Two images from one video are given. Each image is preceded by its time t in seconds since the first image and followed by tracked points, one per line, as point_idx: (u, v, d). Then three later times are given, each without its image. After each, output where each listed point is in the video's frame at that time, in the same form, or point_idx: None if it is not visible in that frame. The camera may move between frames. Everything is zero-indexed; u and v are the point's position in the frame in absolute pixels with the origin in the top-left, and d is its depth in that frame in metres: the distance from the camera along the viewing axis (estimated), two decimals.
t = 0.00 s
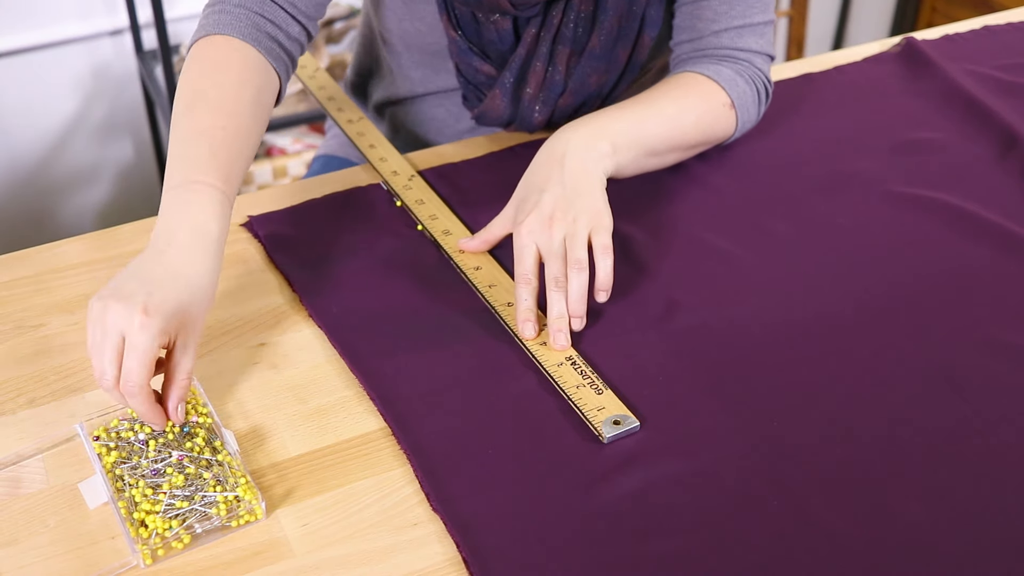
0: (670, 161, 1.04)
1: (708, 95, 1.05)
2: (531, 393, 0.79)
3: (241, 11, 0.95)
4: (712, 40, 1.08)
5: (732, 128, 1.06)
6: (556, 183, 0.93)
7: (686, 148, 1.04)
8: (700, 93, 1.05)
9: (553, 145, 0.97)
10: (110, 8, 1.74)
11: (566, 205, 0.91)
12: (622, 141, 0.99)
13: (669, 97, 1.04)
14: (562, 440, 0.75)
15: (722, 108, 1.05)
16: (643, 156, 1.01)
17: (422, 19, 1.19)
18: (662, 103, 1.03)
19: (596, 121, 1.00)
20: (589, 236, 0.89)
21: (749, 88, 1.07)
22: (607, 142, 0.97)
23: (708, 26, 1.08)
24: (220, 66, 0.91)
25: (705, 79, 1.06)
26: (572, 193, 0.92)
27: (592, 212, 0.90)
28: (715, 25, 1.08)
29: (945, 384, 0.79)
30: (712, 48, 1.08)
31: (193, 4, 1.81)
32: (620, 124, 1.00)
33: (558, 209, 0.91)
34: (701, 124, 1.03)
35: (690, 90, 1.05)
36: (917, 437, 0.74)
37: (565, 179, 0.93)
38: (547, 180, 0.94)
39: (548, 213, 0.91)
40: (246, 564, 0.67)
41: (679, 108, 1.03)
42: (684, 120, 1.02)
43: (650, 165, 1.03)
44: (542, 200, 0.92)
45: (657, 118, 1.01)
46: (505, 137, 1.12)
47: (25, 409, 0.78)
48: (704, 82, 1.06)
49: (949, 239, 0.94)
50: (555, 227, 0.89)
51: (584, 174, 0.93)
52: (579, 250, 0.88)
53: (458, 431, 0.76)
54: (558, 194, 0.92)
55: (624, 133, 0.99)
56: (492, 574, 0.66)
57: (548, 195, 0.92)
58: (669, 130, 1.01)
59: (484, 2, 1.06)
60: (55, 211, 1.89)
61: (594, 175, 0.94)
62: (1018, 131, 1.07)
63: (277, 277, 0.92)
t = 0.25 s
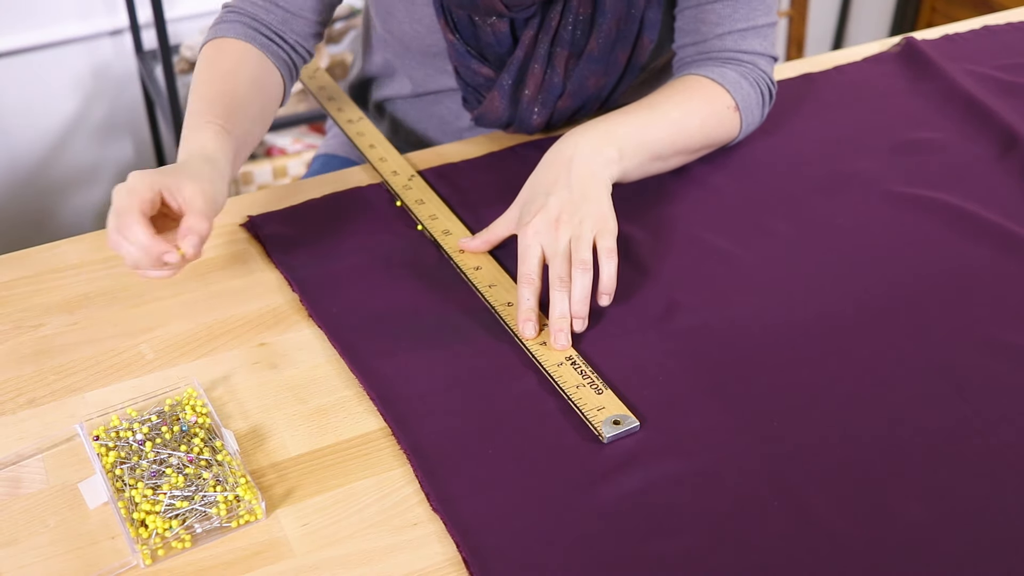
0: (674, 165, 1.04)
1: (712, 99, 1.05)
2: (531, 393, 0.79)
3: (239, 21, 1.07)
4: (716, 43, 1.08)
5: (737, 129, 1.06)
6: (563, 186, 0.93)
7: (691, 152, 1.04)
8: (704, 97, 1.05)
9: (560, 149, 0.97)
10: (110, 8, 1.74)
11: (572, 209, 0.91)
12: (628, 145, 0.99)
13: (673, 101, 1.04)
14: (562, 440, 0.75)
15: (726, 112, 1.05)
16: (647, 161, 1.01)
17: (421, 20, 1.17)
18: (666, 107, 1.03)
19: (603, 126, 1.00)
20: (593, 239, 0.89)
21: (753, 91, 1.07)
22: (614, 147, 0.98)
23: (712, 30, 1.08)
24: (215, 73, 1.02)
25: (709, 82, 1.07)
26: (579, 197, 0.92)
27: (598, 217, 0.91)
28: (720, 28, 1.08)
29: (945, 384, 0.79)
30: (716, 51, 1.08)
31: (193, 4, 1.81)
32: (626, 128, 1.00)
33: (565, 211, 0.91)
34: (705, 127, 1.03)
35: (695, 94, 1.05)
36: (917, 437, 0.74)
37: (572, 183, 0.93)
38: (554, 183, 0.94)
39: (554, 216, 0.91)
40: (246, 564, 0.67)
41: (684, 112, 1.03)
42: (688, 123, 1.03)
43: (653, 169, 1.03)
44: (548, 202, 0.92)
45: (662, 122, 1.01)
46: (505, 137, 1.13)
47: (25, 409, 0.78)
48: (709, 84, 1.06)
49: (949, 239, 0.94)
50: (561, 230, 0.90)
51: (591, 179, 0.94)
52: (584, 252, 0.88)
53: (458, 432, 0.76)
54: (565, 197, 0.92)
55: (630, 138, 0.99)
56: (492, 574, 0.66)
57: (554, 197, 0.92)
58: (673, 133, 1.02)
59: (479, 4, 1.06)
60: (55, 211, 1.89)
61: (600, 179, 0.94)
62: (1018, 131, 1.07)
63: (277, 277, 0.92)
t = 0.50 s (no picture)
0: (676, 161, 1.04)
1: (710, 95, 1.05)
2: (531, 393, 0.79)
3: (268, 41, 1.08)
4: (712, 40, 1.08)
5: (737, 127, 1.07)
6: (562, 186, 0.93)
7: (690, 149, 1.04)
8: (703, 94, 1.05)
9: (559, 149, 0.97)
10: (110, 8, 1.74)
11: (572, 208, 0.91)
12: (627, 143, 0.99)
13: (671, 98, 1.04)
14: (562, 440, 0.75)
15: (724, 108, 1.05)
16: (646, 159, 1.01)
17: (415, 18, 1.18)
18: (664, 104, 1.03)
19: (602, 125, 1.00)
20: (593, 239, 0.89)
21: (751, 87, 1.07)
22: (613, 146, 0.98)
23: (707, 26, 1.08)
24: (254, 89, 1.05)
25: (706, 79, 1.06)
26: (578, 197, 0.92)
27: (598, 217, 0.91)
28: (715, 24, 1.07)
29: (945, 384, 0.79)
30: (712, 48, 1.08)
31: (193, 4, 1.81)
32: (626, 127, 1.00)
33: (565, 211, 0.91)
34: (704, 123, 1.04)
35: (693, 91, 1.05)
36: (917, 437, 0.74)
37: (571, 183, 0.93)
38: (554, 183, 0.94)
39: (554, 215, 0.91)
40: (246, 564, 0.67)
41: (682, 109, 1.03)
42: (687, 121, 1.03)
43: (652, 167, 1.03)
44: (548, 202, 0.92)
45: (659, 121, 1.01)
46: (505, 137, 1.13)
47: (25, 409, 0.78)
48: (706, 82, 1.06)
49: (949, 239, 0.94)
50: (561, 230, 0.90)
51: (590, 179, 0.94)
52: (584, 252, 0.88)
53: (458, 432, 0.76)
54: (565, 196, 0.92)
55: (629, 137, 0.99)
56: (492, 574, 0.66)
57: (554, 197, 0.92)
58: (671, 130, 1.01)
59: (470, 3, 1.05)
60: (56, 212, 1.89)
61: (599, 179, 0.94)
62: (1018, 131, 1.07)
63: (277, 277, 0.92)
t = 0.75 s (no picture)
0: (676, 161, 1.04)
1: (711, 97, 1.05)
2: (531, 393, 0.79)
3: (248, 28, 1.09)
4: (713, 41, 1.08)
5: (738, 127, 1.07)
6: (562, 186, 0.93)
7: (691, 149, 1.04)
8: (703, 95, 1.05)
9: (560, 148, 0.97)
10: (110, 8, 1.74)
11: (571, 209, 0.91)
12: (627, 144, 0.99)
13: (672, 100, 1.04)
14: (562, 440, 0.75)
15: (725, 109, 1.05)
16: (647, 160, 1.01)
17: (415, 16, 1.20)
18: (665, 106, 1.03)
19: (602, 125, 1.00)
20: (593, 239, 0.89)
21: (752, 88, 1.07)
22: (613, 147, 0.98)
23: (709, 27, 1.08)
24: (236, 72, 1.06)
25: (707, 80, 1.07)
26: (579, 197, 0.92)
27: (598, 218, 0.91)
28: (716, 26, 1.08)
29: (945, 384, 0.79)
30: (714, 49, 1.08)
31: (193, 4, 1.81)
32: (626, 128, 1.00)
33: (565, 212, 0.91)
34: (704, 124, 1.04)
35: (694, 92, 1.05)
36: (917, 437, 0.74)
37: (572, 183, 0.93)
38: (554, 183, 0.94)
39: (554, 216, 0.91)
40: (246, 564, 0.67)
41: (683, 110, 1.03)
42: (687, 122, 1.03)
43: (652, 168, 1.02)
44: (548, 202, 0.92)
45: (659, 121, 1.01)
46: (505, 137, 1.12)
47: (25, 409, 0.78)
48: (707, 83, 1.06)
49: (949, 239, 0.94)
50: (561, 230, 0.90)
51: (590, 180, 0.94)
52: (584, 252, 0.88)
53: (459, 432, 0.76)
54: (565, 197, 0.92)
55: (630, 138, 0.99)
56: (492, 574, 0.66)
57: (554, 197, 0.92)
58: (672, 131, 1.01)
59: (470, 2, 1.06)
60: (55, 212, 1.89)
61: (600, 180, 0.94)
62: (1018, 131, 1.07)
63: (277, 277, 0.92)
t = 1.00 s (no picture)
0: (677, 161, 1.04)
1: (712, 97, 1.05)
2: (532, 393, 0.79)
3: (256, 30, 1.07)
4: (714, 41, 1.08)
5: (738, 127, 1.07)
6: (562, 186, 0.93)
7: (691, 150, 1.04)
8: (704, 95, 1.05)
9: (560, 148, 0.97)
10: (110, 8, 1.74)
11: (571, 209, 0.91)
12: (627, 144, 0.99)
13: (673, 100, 1.04)
14: (562, 439, 0.75)
15: (726, 109, 1.05)
16: (647, 160, 1.01)
17: (415, 16, 1.19)
18: (666, 106, 1.03)
19: (603, 125, 1.00)
20: (593, 239, 0.89)
21: (753, 88, 1.07)
22: (613, 147, 0.98)
23: (710, 27, 1.08)
24: (241, 81, 1.04)
25: (708, 80, 1.06)
26: (578, 197, 0.92)
27: (598, 218, 0.91)
28: (718, 26, 1.08)
29: (945, 383, 0.79)
30: (715, 49, 1.08)
31: (192, 4, 1.81)
32: (626, 128, 1.00)
33: (564, 212, 0.91)
34: (705, 124, 1.04)
35: (694, 92, 1.05)
36: (917, 437, 0.74)
37: (571, 184, 0.93)
38: (554, 182, 0.94)
39: (554, 216, 0.91)
40: (246, 564, 0.67)
41: (684, 110, 1.03)
42: (688, 122, 1.03)
43: (653, 168, 1.02)
44: (548, 202, 0.92)
45: (660, 122, 1.01)
46: (506, 137, 1.12)
47: (25, 409, 0.78)
48: (708, 83, 1.06)
49: (949, 239, 0.94)
50: (561, 230, 0.90)
51: (590, 180, 0.94)
52: (584, 253, 0.88)
53: (459, 432, 0.76)
54: (565, 197, 0.92)
55: (630, 138, 0.99)
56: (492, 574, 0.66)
57: (554, 197, 0.92)
58: (672, 131, 1.01)
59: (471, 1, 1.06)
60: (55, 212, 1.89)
61: (600, 180, 0.94)
62: (1018, 131, 1.07)
63: (277, 277, 0.92)
